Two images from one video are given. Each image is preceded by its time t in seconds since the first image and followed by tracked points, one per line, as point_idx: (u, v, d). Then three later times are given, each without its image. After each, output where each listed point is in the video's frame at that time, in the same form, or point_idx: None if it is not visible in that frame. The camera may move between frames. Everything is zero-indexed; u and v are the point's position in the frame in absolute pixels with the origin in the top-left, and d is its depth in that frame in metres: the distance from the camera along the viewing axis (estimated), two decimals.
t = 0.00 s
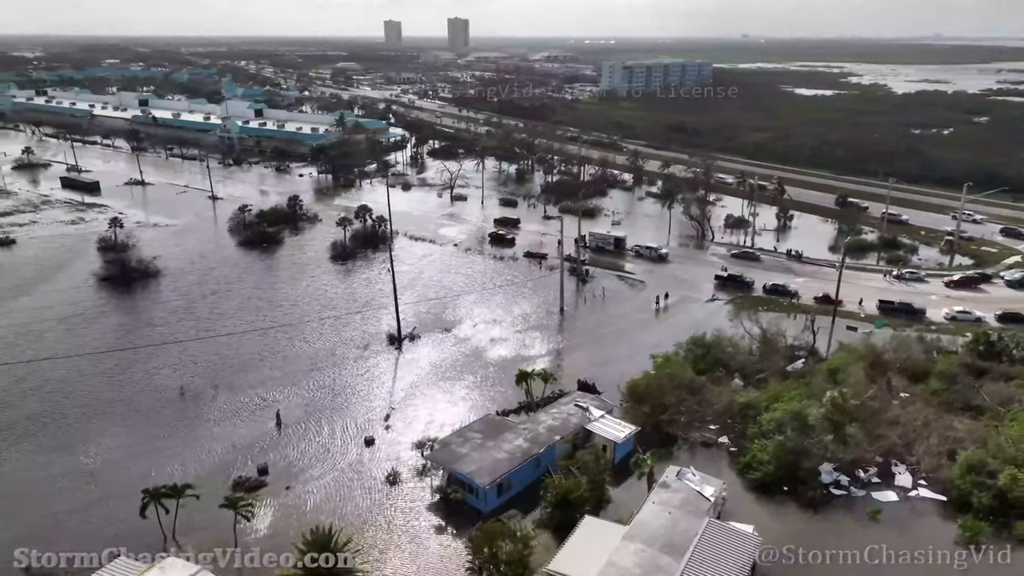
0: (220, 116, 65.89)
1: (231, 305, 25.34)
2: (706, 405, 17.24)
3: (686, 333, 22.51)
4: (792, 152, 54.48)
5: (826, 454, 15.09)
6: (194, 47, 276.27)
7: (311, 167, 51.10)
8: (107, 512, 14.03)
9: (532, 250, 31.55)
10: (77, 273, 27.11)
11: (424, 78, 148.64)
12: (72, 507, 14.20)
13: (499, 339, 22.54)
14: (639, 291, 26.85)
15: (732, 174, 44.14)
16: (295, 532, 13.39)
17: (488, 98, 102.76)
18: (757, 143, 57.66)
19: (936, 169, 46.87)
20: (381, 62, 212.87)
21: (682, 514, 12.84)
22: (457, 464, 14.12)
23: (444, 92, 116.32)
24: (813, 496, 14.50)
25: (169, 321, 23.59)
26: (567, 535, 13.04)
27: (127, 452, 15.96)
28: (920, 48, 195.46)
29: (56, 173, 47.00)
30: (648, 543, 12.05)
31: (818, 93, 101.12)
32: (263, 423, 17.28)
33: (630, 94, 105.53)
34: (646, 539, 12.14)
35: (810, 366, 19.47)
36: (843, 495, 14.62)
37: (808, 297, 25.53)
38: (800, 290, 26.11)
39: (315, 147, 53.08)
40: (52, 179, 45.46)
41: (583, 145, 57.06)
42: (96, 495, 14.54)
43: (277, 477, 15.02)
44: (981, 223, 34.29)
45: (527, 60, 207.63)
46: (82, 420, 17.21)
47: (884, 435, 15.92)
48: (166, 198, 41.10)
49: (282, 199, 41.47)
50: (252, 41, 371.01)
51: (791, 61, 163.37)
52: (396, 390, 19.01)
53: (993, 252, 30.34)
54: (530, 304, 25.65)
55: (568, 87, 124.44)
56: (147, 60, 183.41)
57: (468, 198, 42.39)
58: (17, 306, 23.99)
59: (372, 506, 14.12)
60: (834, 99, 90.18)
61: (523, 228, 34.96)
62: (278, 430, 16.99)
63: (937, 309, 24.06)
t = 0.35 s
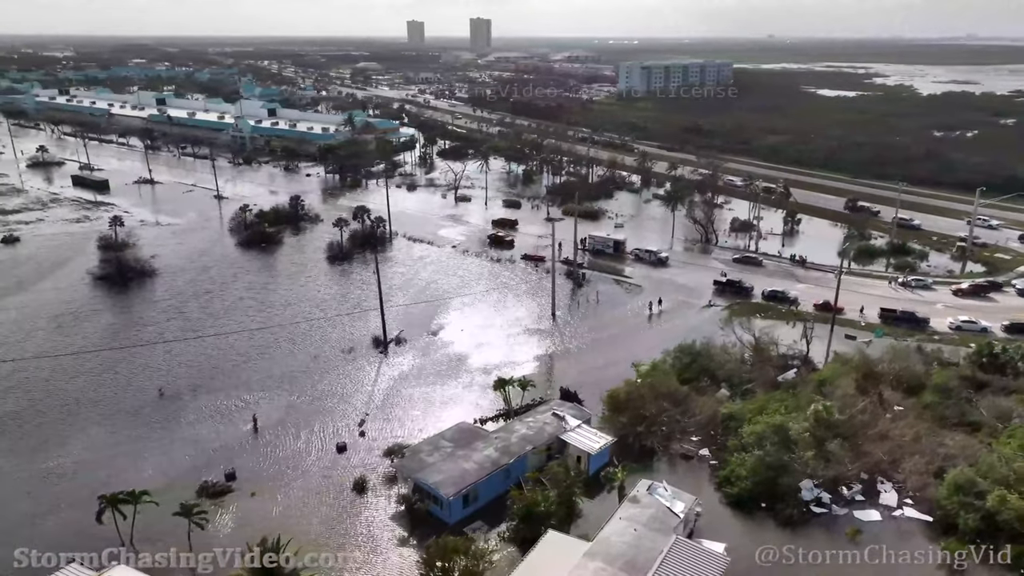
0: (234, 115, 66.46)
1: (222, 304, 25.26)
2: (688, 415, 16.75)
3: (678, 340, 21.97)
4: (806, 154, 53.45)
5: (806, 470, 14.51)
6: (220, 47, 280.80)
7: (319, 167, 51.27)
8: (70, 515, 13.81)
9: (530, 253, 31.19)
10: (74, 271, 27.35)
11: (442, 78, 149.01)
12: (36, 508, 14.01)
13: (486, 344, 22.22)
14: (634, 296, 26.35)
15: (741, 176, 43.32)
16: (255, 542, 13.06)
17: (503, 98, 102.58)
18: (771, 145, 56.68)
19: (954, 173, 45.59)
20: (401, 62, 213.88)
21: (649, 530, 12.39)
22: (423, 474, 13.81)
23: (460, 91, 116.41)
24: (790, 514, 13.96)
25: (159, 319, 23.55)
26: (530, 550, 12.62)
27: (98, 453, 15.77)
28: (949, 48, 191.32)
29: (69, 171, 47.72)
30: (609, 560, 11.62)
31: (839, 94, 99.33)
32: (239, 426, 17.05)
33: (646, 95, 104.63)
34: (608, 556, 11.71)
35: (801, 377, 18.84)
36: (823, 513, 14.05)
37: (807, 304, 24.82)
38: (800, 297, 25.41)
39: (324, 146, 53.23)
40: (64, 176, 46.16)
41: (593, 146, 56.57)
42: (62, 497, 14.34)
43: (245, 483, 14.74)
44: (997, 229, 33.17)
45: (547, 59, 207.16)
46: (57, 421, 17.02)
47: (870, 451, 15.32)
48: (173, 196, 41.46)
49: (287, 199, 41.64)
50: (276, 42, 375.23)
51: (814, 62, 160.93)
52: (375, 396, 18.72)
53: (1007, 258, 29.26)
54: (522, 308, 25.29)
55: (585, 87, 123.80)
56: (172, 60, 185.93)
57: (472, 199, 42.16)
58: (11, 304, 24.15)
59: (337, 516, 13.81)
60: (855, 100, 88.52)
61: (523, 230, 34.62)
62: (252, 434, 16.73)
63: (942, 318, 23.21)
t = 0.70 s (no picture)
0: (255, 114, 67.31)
1: (219, 301, 25.38)
2: (671, 425, 16.32)
3: (672, 346, 21.48)
4: (827, 156, 52.23)
5: (787, 486, 13.90)
6: (251, 46, 285.51)
7: (333, 165, 51.60)
8: (41, 513, 13.83)
9: (533, 254, 30.91)
10: (80, 266, 27.78)
11: (467, 77, 149.74)
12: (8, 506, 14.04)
13: (476, 345, 22.00)
14: (633, 299, 25.87)
15: (756, 177, 42.44)
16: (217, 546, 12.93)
17: (525, 98, 102.41)
18: (792, 146, 55.51)
19: (981, 177, 44.06)
20: (428, 62, 215.22)
21: (612, 545, 11.99)
22: (390, 480, 13.58)
23: (483, 91, 116.58)
24: (766, 533, 13.41)
25: (156, 315, 23.74)
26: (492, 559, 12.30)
27: (77, 452, 15.85)
28: (989, 48, 185.92)
29: (90, 168, 48.74)
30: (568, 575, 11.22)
31: (870, 95, 97.05)
32: (220, 425, 17.07)
33: (670, 95, 103.53)
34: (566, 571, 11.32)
35: (794, 387, 18.27)
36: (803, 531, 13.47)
37: (811, 311, 24.08)
38: (804, 303, 24.67)
39: (339, 145, 53.57)
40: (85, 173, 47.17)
41: (609, 147, 56.05)
42: (35, 495, 14.36)
43: (216, 485, 14.67)
44: (1020, 235, 31.88)
45: (572, 59, 206.56)
46: (44, 417, 17.19)
47: (857, 467, 14.70)
48: (187, 193, 42.04)
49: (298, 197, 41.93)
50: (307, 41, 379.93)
51: (846, 62, 157.44)
52: (359, 398, 18.63)
53: None
54: (517, 310, 24.98)
55: (609, 87, 123.03)
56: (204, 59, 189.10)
57: (482, 198, 42.01)
58: (14, 298, 24.57)
59: (304, 520, 13.65)
60: (885, 101, 86.37)
61: (527, 231, 34.42)
62: (231, 434, 16.71)
63: (951, 328, 22.31)
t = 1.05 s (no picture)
0: (278, 112, 68.19)
1: (220, 299, 25.66)
2: (653, 436, 15.92)
3: (666, 352, 21.05)
4: (851, 159, 50.90)
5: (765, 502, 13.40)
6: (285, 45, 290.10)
7: (350, 164, 51.96)
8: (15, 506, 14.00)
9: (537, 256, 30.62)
10: (89, 262, 28.35)
11: (495, 76, 149.81)
12: None
13: (468, 347, 21.83)
14: (633, 304, 25.42)
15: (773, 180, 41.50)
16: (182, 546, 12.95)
17: (549, 97, 102.04)
18: (815, 148, 54.21)
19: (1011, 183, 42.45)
20: (458, 61, 216.13)
21: (572, 558, 11.68)
22: (356, 485, 13.46)
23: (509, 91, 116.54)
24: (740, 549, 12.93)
25: (155, 312, 24.06)
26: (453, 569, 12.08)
27: (58, 447, 16.07)
28: None
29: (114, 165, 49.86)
30: None
31: (904, 96, 94.38)
32: (203, 424, 17.19)
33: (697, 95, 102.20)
34: None
35: (787, 398, 17.70)
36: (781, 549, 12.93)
37: (815, 319, 23.37)
38: (809, 311, 23.96)
39: (356, 144, 53.93)
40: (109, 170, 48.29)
41: (626, 148, 55.45)
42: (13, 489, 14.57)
43: (188, 485, 14.75)
44: None
45: (602, 58, 205.45)
46: (32, 413, 17.44)
47: (841, 483, 14.13)
48: (203, 191, 42.70)
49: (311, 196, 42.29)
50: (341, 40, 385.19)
51: (882, 62, 153.67)
52: (342, 399, 18.60)
53: None
54: (513, 312, 24.73)
55: (636, 87, 121.91)
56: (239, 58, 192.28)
57: (493, 199, 41.87)
58: (22, 293, 25.11)
59: (271, 522, 13.60)
60: (919, 103, 84.05)
61: (534, 233, 34.15)
62: (211, 433, 16.79)
63: (961, 339, 21.42)
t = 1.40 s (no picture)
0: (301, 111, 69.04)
1: (222, 296, 25.99)
2: (633, 444, 15.60)
3: (659, 359, 20.68)
4: (877, 162, 49.52)
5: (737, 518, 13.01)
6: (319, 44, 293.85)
7: (367, 163, 52.34)
8: None
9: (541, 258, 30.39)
10: (101, 257, 29.00)
11: (523, 76, 149.66)
12: None
13: (460, 349, 21.74)
14: (633, 308, 25.05)
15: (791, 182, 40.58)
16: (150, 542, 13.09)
17: (574, 97, 101.59)
18: (841, 150, 52.89)
19: None
20: (487, 61, 216.17)
21: (530, 568, 11.48)
22: (323, 486, 13.44)
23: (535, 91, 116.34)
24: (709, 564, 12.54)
25: (157, 307, 24.50)
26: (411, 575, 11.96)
27: (45, 440, 16.41)
28: None
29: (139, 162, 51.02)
30: None
31: (940, 97, 91.65)
32: (187, 420, 17.38)
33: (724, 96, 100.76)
34: None
35: (777, 407, 17.19)
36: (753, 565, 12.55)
37: (819, 327, 22.72)
38: (813, 318, 23.30)
39: (374, 143, 54.29)
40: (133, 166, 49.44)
41: (645, 149, 54.86)
42: None
43: (164, 482, 14.92)
44: None
45: (631, 58, 203.54)
46: (26, 405, 17.86)
47: (821, 499, 13.65)
48: (221, 188, 43.43)
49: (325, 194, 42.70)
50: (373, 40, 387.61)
51: (921, 62, 149.57)
52: (328, 399, 18.63)
53: None
54: (510, 314, 24.57)
55: (664, 87, 120.66)
56: (272, 58, 195.38)
57: (505, 199, 41.76)
58: (33, 287, 25.79)
59: (240, 521, 13.67)
60: (955, 104, 81.53)
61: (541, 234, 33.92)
62: (194, 430, 16.96)
63: (970, 351, 20.58)
